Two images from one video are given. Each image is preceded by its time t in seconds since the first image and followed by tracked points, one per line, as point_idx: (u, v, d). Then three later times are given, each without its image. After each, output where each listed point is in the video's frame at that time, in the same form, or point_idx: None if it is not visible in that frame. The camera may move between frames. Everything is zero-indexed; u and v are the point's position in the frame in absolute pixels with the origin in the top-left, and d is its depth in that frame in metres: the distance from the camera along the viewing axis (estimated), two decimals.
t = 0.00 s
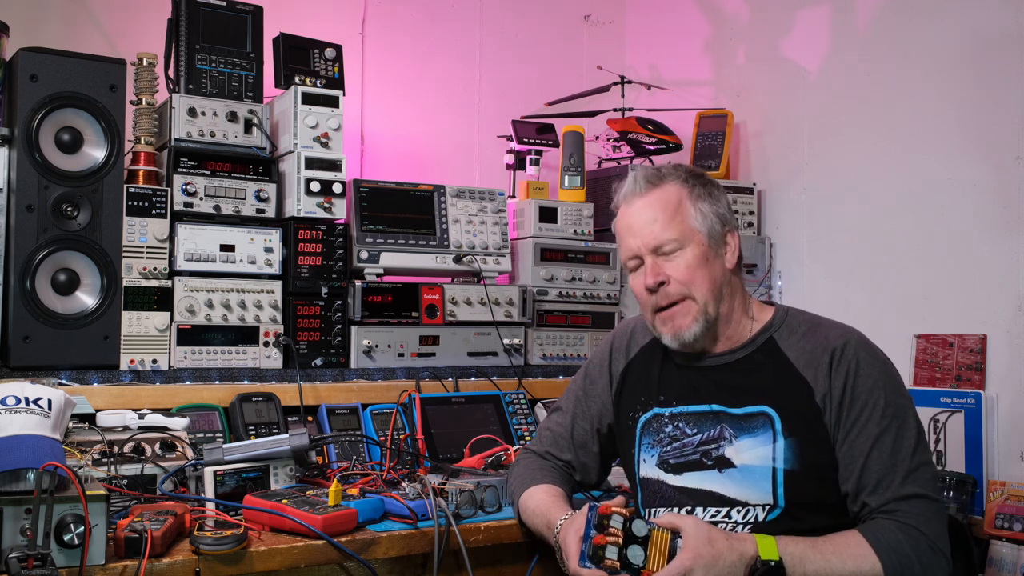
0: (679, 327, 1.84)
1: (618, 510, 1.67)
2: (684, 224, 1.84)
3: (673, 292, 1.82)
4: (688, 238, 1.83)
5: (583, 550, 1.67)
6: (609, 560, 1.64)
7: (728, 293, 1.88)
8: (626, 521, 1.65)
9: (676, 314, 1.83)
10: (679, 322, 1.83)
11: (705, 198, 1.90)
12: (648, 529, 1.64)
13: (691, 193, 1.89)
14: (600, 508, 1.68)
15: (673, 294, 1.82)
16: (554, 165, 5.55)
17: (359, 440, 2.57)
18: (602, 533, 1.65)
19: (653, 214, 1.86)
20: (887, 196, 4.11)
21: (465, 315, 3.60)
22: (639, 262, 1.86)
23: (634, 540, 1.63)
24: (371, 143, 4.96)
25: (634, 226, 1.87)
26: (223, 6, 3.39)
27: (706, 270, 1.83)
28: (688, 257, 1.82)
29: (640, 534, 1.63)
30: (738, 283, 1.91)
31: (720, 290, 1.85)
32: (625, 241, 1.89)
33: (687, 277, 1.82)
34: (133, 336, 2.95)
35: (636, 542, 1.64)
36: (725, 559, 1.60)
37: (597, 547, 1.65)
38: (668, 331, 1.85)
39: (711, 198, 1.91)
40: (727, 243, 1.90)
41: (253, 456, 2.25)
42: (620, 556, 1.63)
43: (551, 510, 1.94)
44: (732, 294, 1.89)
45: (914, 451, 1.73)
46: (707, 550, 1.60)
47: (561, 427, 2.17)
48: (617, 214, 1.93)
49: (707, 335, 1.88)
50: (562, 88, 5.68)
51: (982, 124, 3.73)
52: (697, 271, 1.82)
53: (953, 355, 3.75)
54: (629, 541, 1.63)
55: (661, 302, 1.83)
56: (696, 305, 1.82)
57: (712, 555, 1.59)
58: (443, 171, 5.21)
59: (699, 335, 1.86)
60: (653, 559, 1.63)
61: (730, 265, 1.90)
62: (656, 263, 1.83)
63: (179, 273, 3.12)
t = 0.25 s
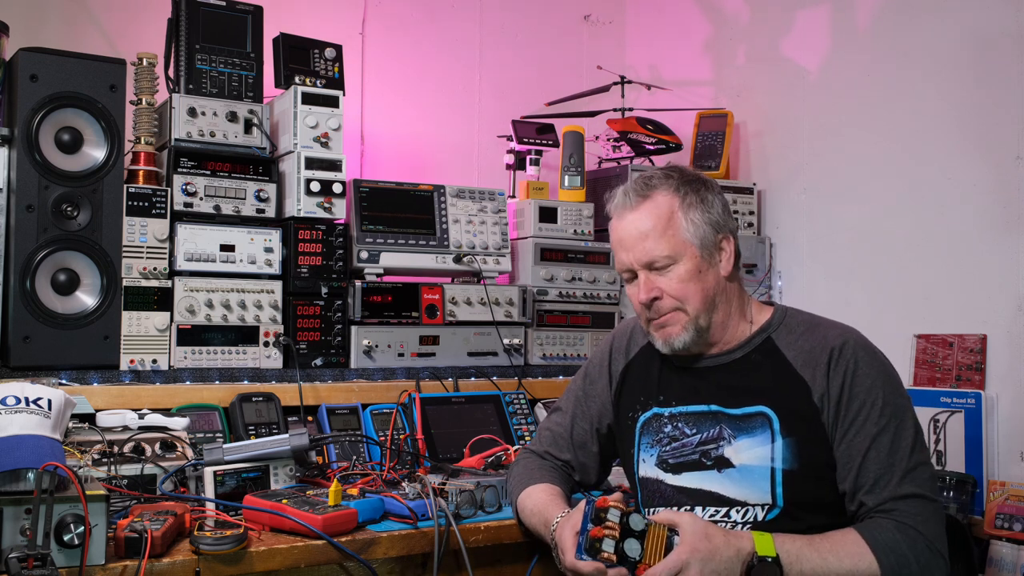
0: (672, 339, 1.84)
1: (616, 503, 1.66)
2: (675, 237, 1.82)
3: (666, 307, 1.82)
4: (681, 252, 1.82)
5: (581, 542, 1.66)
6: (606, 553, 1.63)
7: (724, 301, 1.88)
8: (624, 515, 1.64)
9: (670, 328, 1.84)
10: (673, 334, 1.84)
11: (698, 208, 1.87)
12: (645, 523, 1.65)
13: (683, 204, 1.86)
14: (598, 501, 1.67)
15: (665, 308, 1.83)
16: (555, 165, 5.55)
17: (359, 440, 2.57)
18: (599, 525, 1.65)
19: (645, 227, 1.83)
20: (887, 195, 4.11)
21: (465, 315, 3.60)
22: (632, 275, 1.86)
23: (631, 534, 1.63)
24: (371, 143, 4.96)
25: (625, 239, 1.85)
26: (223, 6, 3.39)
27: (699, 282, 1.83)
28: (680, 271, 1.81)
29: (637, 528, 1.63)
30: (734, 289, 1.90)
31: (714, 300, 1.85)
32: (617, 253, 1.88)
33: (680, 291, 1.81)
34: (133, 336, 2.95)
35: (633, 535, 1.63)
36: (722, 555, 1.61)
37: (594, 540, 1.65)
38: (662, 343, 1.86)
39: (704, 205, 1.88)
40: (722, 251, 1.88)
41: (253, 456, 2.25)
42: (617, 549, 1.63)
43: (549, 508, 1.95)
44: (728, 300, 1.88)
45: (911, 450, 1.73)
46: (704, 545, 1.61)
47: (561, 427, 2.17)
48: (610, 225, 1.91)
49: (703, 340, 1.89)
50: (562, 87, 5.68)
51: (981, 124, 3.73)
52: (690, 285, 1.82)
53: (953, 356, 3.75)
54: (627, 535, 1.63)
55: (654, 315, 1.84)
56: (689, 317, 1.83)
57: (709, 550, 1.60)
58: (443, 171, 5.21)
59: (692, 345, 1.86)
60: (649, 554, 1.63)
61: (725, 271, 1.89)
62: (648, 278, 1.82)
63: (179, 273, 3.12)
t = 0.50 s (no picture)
0: (674, 342, 1.85)
1: (616, 500, 1.66)
2: (676, 240, 1.82)
3: (668, 310, 1.83)
4: (681, 255, 1.82)
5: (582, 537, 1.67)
6: (605, 547, 1.62)
7: (726, 304, 1.87)
8: (624, 511, 1.64)
9: (672, 332, 1.85)
10: (675, 337, 1.85)
11: (699, 211, 1.86)
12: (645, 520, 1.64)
13: (684, 207, 1.86)
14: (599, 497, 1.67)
15: (667, 312, 1.83)
16: (554, 165, 5.55)
17: (359, 440, 2.57)
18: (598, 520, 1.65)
19: (645, 230, 1.83)
20: (887, 196, 4.11)
21: (465, 315, 3.60)
22: (633, 278, 1.86)
23: (631, 529, 1.62)
24: (371, 143, 4.96)
25: (626, 243, 1.85)
26: (223, 6, 3.39)
27: (700, 286, 1.83)
28: (681, 275, 1.81)
29: (637, 524, 1.62)
30: (736, 290, 1.90)
31: (715, 303, 1.85)
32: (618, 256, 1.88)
33: (682, 295, 1.82)
34: (133, 336, 2.95)
35: (634, 531, 1.62)
36: (723, 554, 1.61)
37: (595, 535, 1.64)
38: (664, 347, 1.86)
39: (705, 207, 1.87)
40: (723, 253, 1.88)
41: (253, 456, 2.25)
42: (617, 544, 1.61)
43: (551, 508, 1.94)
44: (731, 301, 1.88)
45: (911, 452, 1.73)
46: (705, 543, 1.60)
47: (562, 428, 2.17)
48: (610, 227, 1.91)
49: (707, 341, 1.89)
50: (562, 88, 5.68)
51: (981, 124, 3.73)
52: (691, 290, 1.82)
53: (953, 355, 3.75)
54: (627, 530, 1.61)
55: (655, 320, 1.84)
56: (690, 321, 1.83)
57: (710, 548, 1.60)
58: (443, 171, 5.21)
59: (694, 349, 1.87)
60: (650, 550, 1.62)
61: (726, 274, 1.88)
62: (649, 282, 1.82)
63: (179, 273, 3.12)
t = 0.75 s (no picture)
0: (686, 325, 1.84)
1: (613, 502, 1.67)
2: (684, 222, 1.87)
3: (681, 289, 1.83)
4: (690, 237, 1.86)
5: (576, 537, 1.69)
6: (600, 548, 1.64)
7: (731, 292, 1.90)
8: (619, 514, 1.66)
9: (683, 315, 1.84)
10: (688, 319, 1.84)
11: (702, 199, 1.93)
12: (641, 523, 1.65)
13: (688, 193, 1.92)
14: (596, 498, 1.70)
15: (679, 292, 1.84)
16: (554, 165, 5.55)
17: (359, 440, 2.57)
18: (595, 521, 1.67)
19: (652, 215, 1.88)
20: (887, 196, 4.11)
21: (465, 315, 3.60)
22: (642, 263, 1.88)
23: (626, 532, 1.64)
24: (371, 143, 4.96)
25: (634, 228, 1.88)
26: (223, 6, 3.39)
27: (710, 267, 1.86)
28: (691, 255, 1.85)
29: (632, 527, 1.64)
30: (738, 282, 1.94)
31: (724, 287, 1.87)
32: (626, 243, 1.90)
33: (693, 274, 1.84)
34: (133, 336, 2.95)
35: (628, 534, 1.64)
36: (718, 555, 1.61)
37: (589, 535, 1.67)
38: (676, 331, 1.85)
39: (707, 197, 1.94)
40: (726, 242, 1.93)
41: (253, 456, 2.25)
42: (611, 546, 1.63)
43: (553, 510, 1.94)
44: (735, 292, 1.91)
45: (910, 452, 1.73)
46: (699, 545, 1.60)
47: (563, 428, 2.17)
48: (616, 218, 1.95)
49: (713, 334, 1.89)
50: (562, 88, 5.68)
51: (981, 124, 3.73)
52: (702, 269, 1.85)
53: (953, 356, 3.75)
54: (622, 532, 1.63)
55: (667, 302, 1.84)
56: (702, 302, 1.84)
57: (704, 550, 1.60)
58: (443, 171, 5.21)
59: (705, 334, 1.86)
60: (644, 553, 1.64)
61: (730, 264, 1.92)
62: (660, 262, 1.84)
63: (179, 273, 3.12)
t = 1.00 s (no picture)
0: (688, 321, 1.83)
1: (586, 495, 1.72)
2: (686, 218, 1.88)
3: (682, 285, 1.83)
4: (693, 233, 1.86)
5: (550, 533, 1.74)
6: (573, 542, 1.69)
7: (732, 289, 1.90)
8: (592, 507, 1.70)
9: (685, 311, 1.83)
10: (689, 315, 1.83)
11: (704, 196, 1.94)
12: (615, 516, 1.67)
13: (690, 190, 1.93)
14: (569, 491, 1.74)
15: (681, 287, 1.84)
16: (555, 165, 5.55)
17: (359, 440, 2.57)
18: (567, 515, 1.72)
19: (655, 211, 1.88)
20: (887, 196, 4.11)
21: (465, 315, 3.60)
22: (644, 258, 1.88)
23: (597, 525, 1.67)
24: (371, 143, 4.96)
25: (636, 223, 1.89)
26: (223, 6, 3.39)
27: (712, 263, 1.86)
28: (692, 251, 1.85)
29: (604, 520, 1.67)
30: (739, 280, 1.94)
31: (726, 284, 1.88)
32: (628, 239, 1.90)
33: (695, 269, 1.84)
34: (133, 336, 2.95)
35: (601, 527, 1.67)
36: (743, 542, 1.59)
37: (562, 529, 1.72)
38: (678, 327, 1.84)
39: (709, 195, 1.95)
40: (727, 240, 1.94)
41: (253, 456, 2.25)
42: (583, 539, 1.68)
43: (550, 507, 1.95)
44: (735, 290, 1.91)
45: (914, 451, 1.73)
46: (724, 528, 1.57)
47: (562, 427, 2.17)
48: (617, 214, 1.95)
49: (714, 331, 1.89)
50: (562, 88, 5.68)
51: (981, 124, 3.73)
52: (704, 265, 1.85)
53: (953, 355, 3.75)
54: (593, 525, 1.67)
55: (669, 297, 1.84)
56: (704, 298, 1.84)
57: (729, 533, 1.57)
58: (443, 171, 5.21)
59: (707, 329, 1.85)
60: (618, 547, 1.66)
61: (731, 262, 1.92)
62: (662, 257, 1.85)
63: (179, 273, 3.12)
